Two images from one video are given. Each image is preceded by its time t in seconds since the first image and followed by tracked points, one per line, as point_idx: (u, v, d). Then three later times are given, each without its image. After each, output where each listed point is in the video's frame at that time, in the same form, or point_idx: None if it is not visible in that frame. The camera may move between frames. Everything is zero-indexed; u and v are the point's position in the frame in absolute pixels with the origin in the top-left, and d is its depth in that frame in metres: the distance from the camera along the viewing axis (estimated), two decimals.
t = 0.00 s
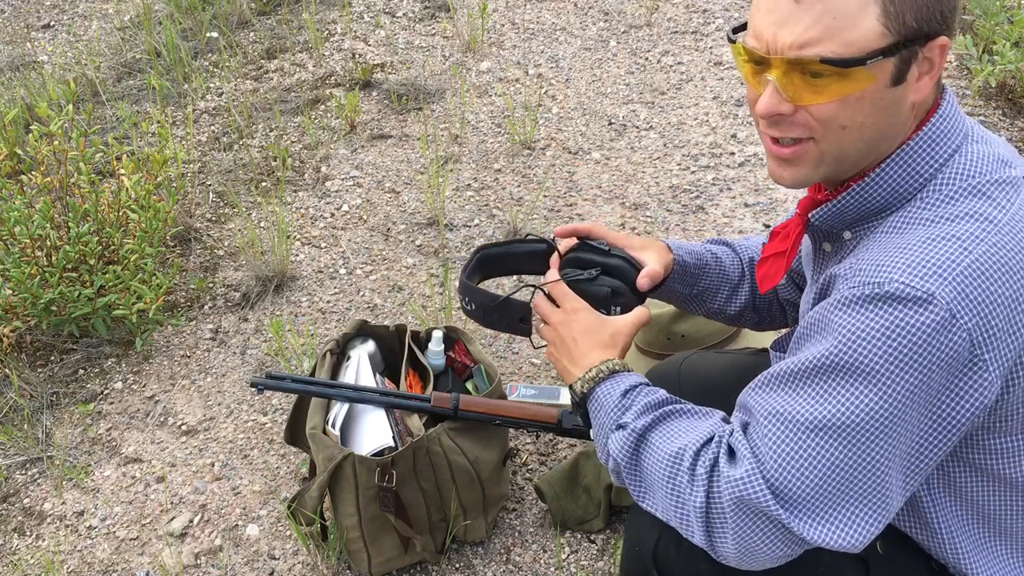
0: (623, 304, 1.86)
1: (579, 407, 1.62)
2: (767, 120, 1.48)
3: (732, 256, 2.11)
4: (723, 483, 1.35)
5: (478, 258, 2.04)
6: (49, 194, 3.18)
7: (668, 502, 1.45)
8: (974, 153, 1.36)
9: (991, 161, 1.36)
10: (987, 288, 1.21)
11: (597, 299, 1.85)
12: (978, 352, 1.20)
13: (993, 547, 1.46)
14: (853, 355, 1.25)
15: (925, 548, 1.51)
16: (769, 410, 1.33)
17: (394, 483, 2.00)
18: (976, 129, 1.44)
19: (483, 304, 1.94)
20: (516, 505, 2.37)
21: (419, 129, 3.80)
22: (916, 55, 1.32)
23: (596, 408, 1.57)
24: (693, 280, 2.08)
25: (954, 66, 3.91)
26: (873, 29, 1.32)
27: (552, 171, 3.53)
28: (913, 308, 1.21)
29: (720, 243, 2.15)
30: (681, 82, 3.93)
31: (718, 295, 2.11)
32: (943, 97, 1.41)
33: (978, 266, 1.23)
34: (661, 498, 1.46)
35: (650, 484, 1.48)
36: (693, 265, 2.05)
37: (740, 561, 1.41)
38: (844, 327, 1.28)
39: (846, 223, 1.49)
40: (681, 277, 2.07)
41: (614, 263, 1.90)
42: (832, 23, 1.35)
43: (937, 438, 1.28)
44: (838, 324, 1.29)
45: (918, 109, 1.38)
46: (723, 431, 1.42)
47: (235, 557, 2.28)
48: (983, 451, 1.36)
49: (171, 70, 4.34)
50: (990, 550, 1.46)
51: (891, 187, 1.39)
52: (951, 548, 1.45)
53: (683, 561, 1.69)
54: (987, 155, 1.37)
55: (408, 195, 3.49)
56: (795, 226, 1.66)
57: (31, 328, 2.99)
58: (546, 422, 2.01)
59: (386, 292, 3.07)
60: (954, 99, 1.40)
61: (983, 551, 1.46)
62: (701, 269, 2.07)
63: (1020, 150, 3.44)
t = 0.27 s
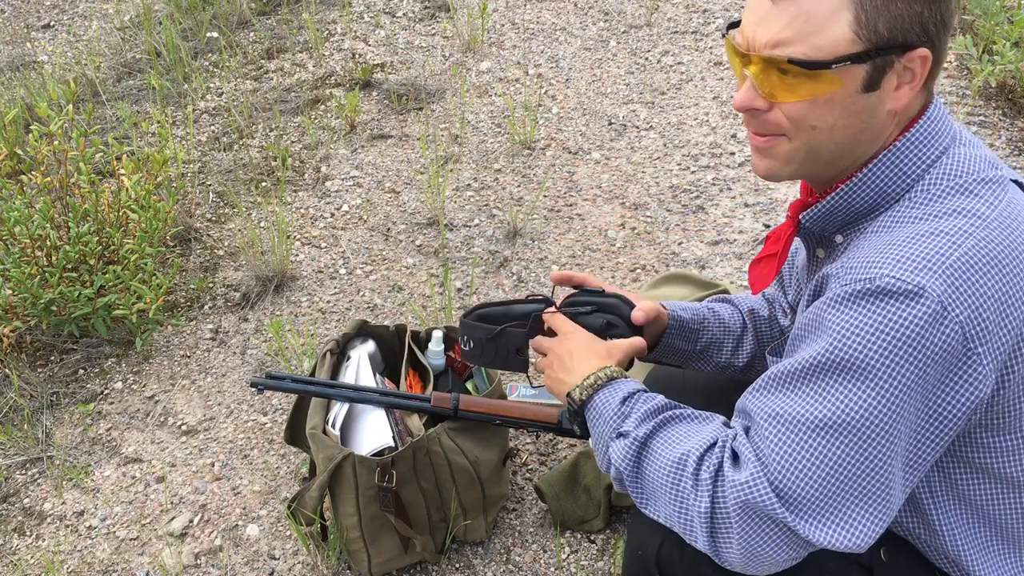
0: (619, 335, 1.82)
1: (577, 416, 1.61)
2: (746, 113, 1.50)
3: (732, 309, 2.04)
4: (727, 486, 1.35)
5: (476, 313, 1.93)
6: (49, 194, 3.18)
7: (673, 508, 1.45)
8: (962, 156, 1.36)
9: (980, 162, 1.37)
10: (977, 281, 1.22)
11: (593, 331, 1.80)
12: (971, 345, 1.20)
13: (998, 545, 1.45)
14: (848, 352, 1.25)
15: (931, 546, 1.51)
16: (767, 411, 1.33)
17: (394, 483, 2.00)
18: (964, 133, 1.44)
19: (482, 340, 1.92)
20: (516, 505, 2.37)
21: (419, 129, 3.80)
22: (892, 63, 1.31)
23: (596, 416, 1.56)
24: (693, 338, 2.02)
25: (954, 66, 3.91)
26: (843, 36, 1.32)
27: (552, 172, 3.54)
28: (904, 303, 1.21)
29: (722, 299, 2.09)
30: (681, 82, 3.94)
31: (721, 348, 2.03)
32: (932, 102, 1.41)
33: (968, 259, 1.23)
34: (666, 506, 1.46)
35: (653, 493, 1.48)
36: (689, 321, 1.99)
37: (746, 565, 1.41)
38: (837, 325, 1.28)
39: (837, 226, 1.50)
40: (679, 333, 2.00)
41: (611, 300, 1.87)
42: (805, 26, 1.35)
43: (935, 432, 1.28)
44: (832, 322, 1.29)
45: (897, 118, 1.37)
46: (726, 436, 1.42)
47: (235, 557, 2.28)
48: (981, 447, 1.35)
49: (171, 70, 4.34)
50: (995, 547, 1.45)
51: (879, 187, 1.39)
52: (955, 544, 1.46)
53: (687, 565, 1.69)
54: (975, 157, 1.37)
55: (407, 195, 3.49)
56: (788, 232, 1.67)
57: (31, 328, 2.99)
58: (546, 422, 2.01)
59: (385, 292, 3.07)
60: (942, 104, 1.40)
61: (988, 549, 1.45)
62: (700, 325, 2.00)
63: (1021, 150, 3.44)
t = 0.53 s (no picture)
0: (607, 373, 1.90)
1: (570, 422, 1.63)
2: (740, 106, 1.53)
3: (721, 344, 2.04)
4: (725, 480, 1.35)
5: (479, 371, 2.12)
6: (49, 194, 3.18)
7: (671, 506, 1.44)
8: (959, 152, 1.36)
9: (975, 159, 1.37)
10: (971, 272, 1.22)
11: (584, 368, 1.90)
12: (966, 335, 1.20)
13: (998, 540, 1.44)
14: (843, 343, 1.25)
15: (931, 540, 1.51)
16: (764, 404, 1.33)
17: (394, 483, 2.00)
18: (962, 133, 1.44)
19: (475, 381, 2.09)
20: (516, 505, 2.37)
21: (419, 129, 3.80)
22: (879, 60, 1.32)
23: (588, 422, 1.58)
24: (688, 381, 2.01)
25: (954, 66, 3.91)
26: (829, 30, 1.33)
27: (552, 171, 3.54)
28: (899, 293, 1.21)
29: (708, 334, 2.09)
30: (681, 82, 3.94)
31: (717, 381, 2.03)
32: (929, 101, 1.40)
33: (962, 250, 1.23)
34: (664, 505, 1.46)
35: (651, 493, 1.47)
36: (680, 369, 1.99)
37: (746, 561, 1.40)
38: (833, 316, 1.28)
39: (835, 223, 1.50)
40: (673, 382, 2.00)
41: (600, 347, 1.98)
42: (792, 20, 1.37)
43: (931, 424, 1.27)
44: (827, 314, 1.29)
45: (887, 115, 1.38)
46: (720, 432, 1.43)
47: (235, 557, 2.28)
48: (978, 441, 1.35)
49: (171, 70, 4.34)
50: (995, 542, 1.44)
51: (875, 182, 1.39)
52: (954, 538, 1.45)
53: (687, 566, 1.69)
54: (970, 154, 1.37)
55: (407, 195, 3.49)
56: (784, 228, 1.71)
57: (31, 328, 3.00)
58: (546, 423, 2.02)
59: (385, 292, 3.07)
60: (939, 103, 1.40)
61: (988, 546, 1.45)
62: (692, 368, 2.01)
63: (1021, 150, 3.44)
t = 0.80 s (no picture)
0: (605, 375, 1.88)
1: (563, 429, 1.63)
2: (747, 103, 1.53)
3: (720, 344, 2.04)
4: (725, 480, 1.35)
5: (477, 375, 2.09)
6: (49, 194, 3.18)
7: (672, 508, 1.44)
8: (962, 152, 1.36)
9: (977, 158, 1.37)
10: (973, 271, 1.22)
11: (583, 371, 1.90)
12: (967, 335, 1.20)
13: (998, 540, 1.44)
14: (845, 341, 1.25)
15: (931, 540, 1.51)
16: (766, 404, 1.33)
17: (394, 483, 2.00)
18: (964, 132, 1.44)
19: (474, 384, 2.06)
20: (516, 505, 2.37)
21: (419, 129, 3.80)
22: (883, 59, 1.32)
23: (582, 429, 1.57)
24: (688, 383, 2.01)
25: (954, 66, 3.91)
26: (832, 28, 1.34)
27: (552, 171, 3.54)
28: (901, 292, 1.21)
29: (707, 334, 2.09)
30: (681, 82, 3.94)
31: (717, 382, 2.03)
32: (932, 100, 1.40)
33: (964, 250, 1.23)
34: (665, 507, 1.46)
35: (651, 496, 1.47)
36: (680, 371, 1.99)
37: (746, 560, 1.40)
38: (835, 315, 1.28)
39: (837, 222, 1.50)
40: (673, 383, 2.00)
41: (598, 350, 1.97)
42: (797, 18, 1.38)
43: (933, 424, 1.27)
44: (829, 312, 1.29)
45: (891, 115, 1.37)
46: (719, 432, 1.43)
47: (235, 557, 2.28)
48: (979, 441, 1.35)
49: (171, 70, 4.34)
50: (996, 543, 1.44)
51: (878, 181, 1.39)
52: (954, 538, 1.45)
53: (687, 566, 1.69)
54: (973, 153, 1.37)
55: (408, 195, 3.49)
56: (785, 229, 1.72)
57: (31, 328, 3.00)
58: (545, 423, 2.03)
59: (385, 292, 3.07)
60: (942, 103, 1.40)
61: (989, 546, 1.45)
62: (692, 369, 2.00)
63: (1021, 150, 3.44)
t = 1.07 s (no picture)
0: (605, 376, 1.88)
1: (562, 428, 1.63)
2: (741, 104, 1.54)
3: (718, 344, 2.04)
4: (722, 478, 1.35)
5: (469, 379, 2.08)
6: (49, 194, 3.18)
7: (669, 507, 1.44)
8: (957, 150, 1.36)
9: (972, 156, 1.37)
10: (968, 269, 1.22)
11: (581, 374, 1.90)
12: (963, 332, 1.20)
13: (996, 537, 1.44)
14: (840, 339, 1.25)
15: (929, 537, 1.51)
16: (761, 401, 1.33)
17: (394, 483, 2.00)
18: (960, 131, 1.43)
19: (473, 393, 2.04)
20: (516, 505, 2.37)
21: (419, 129, 3.80)
22: (877, 59, 1.32)
23: (580, 428, 1.58)
24: (686, 383, 2.01)
25: (955, 66, 3.91)
26: (826, 28, 1.34)
27: (552, 171, 3.54)
28: (896, 290, 1.21)
29: (705, 334, 2.10)
30: (681, 82, 3.93)
31: (715, 382, 2.03)
32: (927, 100, 1.40)
33: (959, 247, 1.23)
34: (663, 506, 1.46)
35: (649, 495, 1.48)
36: (679, 371, 1.99)
37: (744, 558, 1.40)
38: (830, 312, 1.28)
39: (833, 221, 1.49)
40: (672, 382, 2.00)
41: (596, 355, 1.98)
42: (791, 18, 1.38)
43: (928, 421, 1.27)
44: (824, 310, 1.29)
45: (885, 115, 1.38)
46: (715, 430, 1.44)
47: (235, 557, 2.28)
48: (975, 437, 1.35)
49: (171, 70, 4.34)
50: (994, 540, 1.44)
51: (874, 180, 1.39)
52: (952, 534, 1.45)
53: (687, 564, 1.69)
54: (968, 151, 1.37)
55: (408, 195, 3.49)
56: (783, 227, 1.75)
57: (31, 328, 3.00)
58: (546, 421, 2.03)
59: (385, 293, 3.07)
60: (937, 102, 1.40)
61: (987, 544, 1.45)
62: (690, 369, 2.00)
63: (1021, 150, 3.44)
